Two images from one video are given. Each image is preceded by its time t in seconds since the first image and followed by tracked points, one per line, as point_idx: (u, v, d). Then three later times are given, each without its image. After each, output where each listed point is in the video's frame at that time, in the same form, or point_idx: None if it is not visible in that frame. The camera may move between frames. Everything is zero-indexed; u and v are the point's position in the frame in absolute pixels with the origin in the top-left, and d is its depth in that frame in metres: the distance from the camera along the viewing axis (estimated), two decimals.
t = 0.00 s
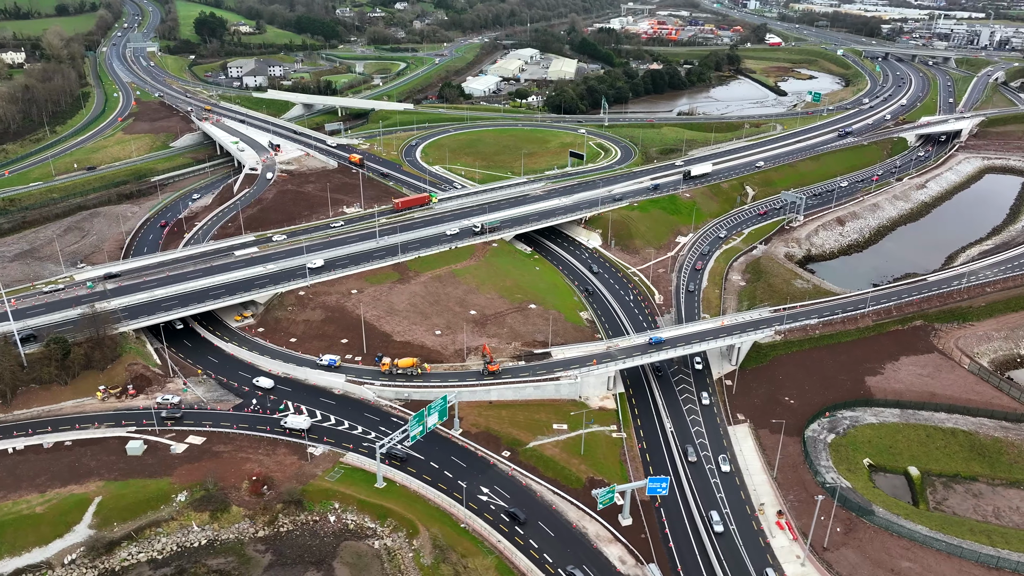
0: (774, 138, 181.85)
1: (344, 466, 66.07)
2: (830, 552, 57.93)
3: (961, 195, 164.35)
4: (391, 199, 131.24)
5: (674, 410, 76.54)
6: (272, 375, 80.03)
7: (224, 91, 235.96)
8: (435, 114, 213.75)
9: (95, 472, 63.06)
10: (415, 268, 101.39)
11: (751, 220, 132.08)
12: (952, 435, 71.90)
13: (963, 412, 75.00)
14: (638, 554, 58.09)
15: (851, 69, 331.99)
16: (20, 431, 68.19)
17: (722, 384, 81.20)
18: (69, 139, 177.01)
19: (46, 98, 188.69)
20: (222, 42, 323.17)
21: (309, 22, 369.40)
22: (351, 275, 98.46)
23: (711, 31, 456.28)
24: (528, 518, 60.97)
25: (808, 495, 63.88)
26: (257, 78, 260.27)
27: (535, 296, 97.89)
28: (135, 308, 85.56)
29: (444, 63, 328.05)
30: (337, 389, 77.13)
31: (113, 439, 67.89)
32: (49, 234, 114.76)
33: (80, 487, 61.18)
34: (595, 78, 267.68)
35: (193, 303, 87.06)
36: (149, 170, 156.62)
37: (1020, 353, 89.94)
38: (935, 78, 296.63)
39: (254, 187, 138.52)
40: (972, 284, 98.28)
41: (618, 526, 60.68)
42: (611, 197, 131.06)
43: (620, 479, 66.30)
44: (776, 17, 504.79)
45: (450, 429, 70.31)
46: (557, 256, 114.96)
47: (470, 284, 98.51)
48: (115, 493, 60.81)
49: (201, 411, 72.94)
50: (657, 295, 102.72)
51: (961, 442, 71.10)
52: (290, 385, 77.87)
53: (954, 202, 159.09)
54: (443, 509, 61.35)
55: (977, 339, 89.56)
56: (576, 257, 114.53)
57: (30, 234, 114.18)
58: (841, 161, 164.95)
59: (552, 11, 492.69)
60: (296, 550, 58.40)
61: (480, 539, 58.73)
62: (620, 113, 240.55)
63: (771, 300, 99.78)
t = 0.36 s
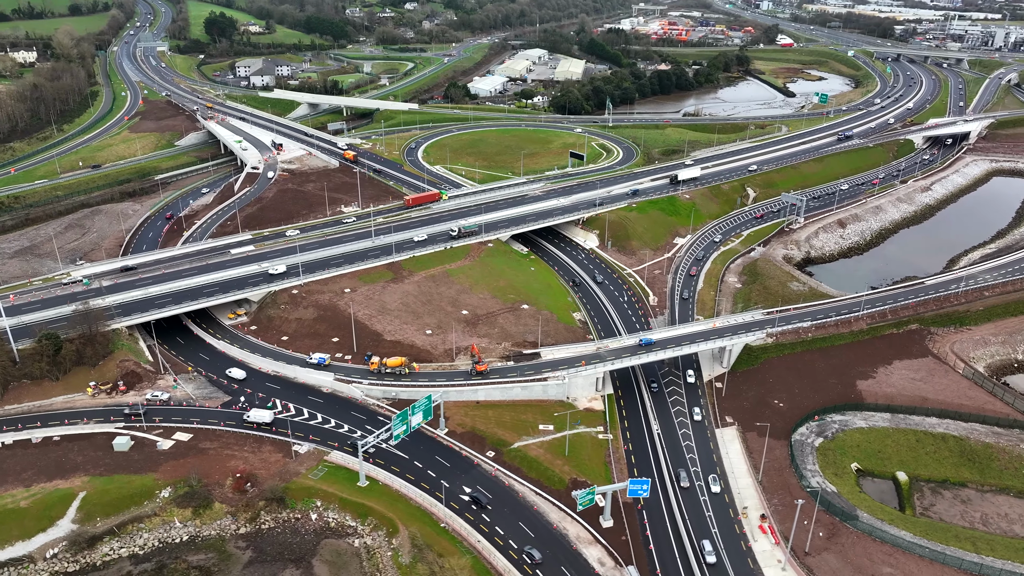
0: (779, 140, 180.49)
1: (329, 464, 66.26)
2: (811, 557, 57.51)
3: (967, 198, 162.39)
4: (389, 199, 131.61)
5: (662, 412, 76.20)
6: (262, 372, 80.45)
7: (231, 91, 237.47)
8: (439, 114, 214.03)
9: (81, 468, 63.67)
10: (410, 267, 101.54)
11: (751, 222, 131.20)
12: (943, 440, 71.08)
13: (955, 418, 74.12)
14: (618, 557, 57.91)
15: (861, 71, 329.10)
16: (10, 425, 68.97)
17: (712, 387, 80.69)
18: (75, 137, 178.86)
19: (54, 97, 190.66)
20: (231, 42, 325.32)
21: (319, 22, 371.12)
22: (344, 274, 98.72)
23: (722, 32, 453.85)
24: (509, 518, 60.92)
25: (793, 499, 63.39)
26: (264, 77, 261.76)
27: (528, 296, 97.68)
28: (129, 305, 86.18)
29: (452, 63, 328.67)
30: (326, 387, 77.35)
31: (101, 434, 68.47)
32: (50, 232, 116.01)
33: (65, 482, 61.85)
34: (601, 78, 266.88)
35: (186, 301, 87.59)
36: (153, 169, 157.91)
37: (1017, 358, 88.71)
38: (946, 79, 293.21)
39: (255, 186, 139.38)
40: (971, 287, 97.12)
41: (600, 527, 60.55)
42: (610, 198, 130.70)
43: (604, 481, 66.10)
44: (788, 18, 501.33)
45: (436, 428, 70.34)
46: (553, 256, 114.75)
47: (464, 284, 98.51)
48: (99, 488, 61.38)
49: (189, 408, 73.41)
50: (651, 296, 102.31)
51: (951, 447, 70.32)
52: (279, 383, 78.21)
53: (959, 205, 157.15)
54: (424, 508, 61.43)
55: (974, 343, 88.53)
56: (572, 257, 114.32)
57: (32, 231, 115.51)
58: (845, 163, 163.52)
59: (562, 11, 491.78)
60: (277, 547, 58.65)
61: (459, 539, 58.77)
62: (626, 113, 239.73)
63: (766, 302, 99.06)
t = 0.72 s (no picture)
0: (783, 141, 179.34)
1: (312, 462, 66.50)
2: (791, 561, 57.13)
3: (972, 201, 160.57)
4: (387, 199, 131.99)
5: (649, 414, 75.91)
6: (252, 370, 80.85)
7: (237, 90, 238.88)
8: (443, 114, 214.30)
9: (67, 463, 64.25)
10: (403, 266, 101.74)
11: (750, 223, 130.43)
12: (931, 445, 70.37)
13: (945, 422, 73.36)
14: (597, 558, 57.71)
15: (871, 72, 326.30)
16: None
17: (701, 388, 80.26)
18: (81, 135, 180.55)
19: (61, 95, 192.45)
20: (240, 41, 327.27)
21: (327, 22, 372.64)
22: (338, 273, 99.02)
23: (732, 32, 451.65)
24: (489, 518, 60.88)
25: (776, 503, 62.98)
26: (271, 77, 263.16)
27: (521, 296, 97.58)
28: (122, 302, 86.85)
29: (459, 63, 328.99)
30: (314, 386, 77.64)
31: (88, 430, 69.07)
32: (50, 228, 117.19)
33: (50, 477, 62.41)
34: (607, 79, 266.19)
35: (179, 298, 88.14)
36: (156, 167, 159.13)
37: (1013, 363, 87.64)
38: (957, 81, 289.99)
39: (255, 184, 140.26)
40: (968, 291, 96.04)
41: (579, 529, 60.40)
42: (608, 199, 130.31)
43: (587, 481, 65.94)
44: (800, 19, 497.86)
45: (421, 428, 70.44)
46: (549, 257, 114.60)
47: (456, 284, 98.52)
48: (83, 483, 61.88)
49: (177, 404, 73.93)
50: (645, 297, 101.98)
51: (940, 453, 69.58)
52: (267, 381, 78.59)
53: (964, 208, 155.40)
54: (405, 507, 61.50)
55: (969, 347, 87.55)
56: (568, 258, 114.15)
57: (33, 228, 116.75)
58: (848, 165, 162.22)
59: (572, 11, 490.78)
60: (257, 544, 58.87)
61: (437, 539, 58.80)
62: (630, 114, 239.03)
63: (760, 304, 98.50)
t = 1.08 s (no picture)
0: (787, 143, 178.10)
1: (296, 460, 66.74)
2: (771, 566, 56.70)
3: (978, 204, 158.73)
4: (386, 198, 132.32)
5: (637, 416, 75.53)
6: (242, 368, 81.27)
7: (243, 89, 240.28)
8: (447, 114, 214.55)
9: (53, 458, 64.91)
10: (397, 266, 101.94)
11: (749, 225, 129.62)
12: (920, 450, 69.61)
13: (936, 427, 72.54)
14: (575, 560, 57.56)
15: (881, 73, 323.73)
16: None
17: (690, 391, 79.82)
18: (87, 134, 182.26)
19: (69, 94, 194.30)
20: (249, 41, 329.22)
21: (336, 21, 374.04)
22: (331, 272, 99.31)
23: (743, 33, 449.09)
24: (469, 518, 60.84)
25: (759, 507, 62.51)
26: (277, 76, 264.52)
27: (513, 297, 97.48)
28: (116, 299, 87.45)
29: (466, 63, 329.28)
30: (302, 384, 77.94)
31: (77, 425, 69.73)
32: (51, 226, 118.40)
33: (37, 472, 63.07)
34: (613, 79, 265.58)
35: (173, 295, 88.62)
36: (160, 165, 160.35)
37: (1009, 368, 86.47)
38: (969, 82, 286.75)
39: (255, 183, 141.13)
40: (965, 295, 94.90)
41: (560, 530, 60.26)
42: (607, 199, 129.82)
43: (569, 483, 65.84)
44: (813, 20, 494.25)
45: (406, 427, 70.54)
46: (546, 257, 114.36)
47: (449, 284, 98.54)
48: (68, 478, 62.49)
49: (166, 401, 74.42)
50: (639, 299, 101.69)
51: (929, 458, 68.82)
52: (257, 379, 78.97)
53: (969, 211, 153.65)
54: (386, 507, 61.55)
55: (964, 352, 86.55)
56: (564, 259, 113.97)
57: (34, 225, 118.03)
58: (851, 167, 160.92)
59: (582, 11, 489.82)
60: (237, 541, 59.15)
61: (416, 538, 58.82)
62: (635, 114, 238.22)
63: (754, 306, 97.87)
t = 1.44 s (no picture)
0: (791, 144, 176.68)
1: (280, 457, 66.98)
2: (751, 570, 56.32)
3: (984, 207, 156.80)
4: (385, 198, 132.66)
5: (624, 418, 75.20)
6: (232, 365, 81.69)
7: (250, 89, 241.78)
8: (451, 114, 214.92)
9: (40, 453, 65.61)
10: (391, 265, 102.15)
11: (748, 226, 128.84)
12: (909, 455, 68.90)
13: (925, 432, 71.80)
14: (554, 561, 57.42)
15: (892, 75, 320.66)
16: None
17: (680, 393, 79.36)
18: (93, 132, 184.05)
19: (76, 92, 196.24)
20: (258, 41, 331.21)
21: (345, 21, 375.53)
22: (325, 271, 99.66)
23: (754, 34, 446.18)
24: (449, 518, 60.82)
25: (742, 511, 62.13)
26: (284, 76, 265.97)
27: (506, 297, 97.41)
28: (111, 296, 88.07)
29: (473, 64, 329.47)
30: (291, 381, 78.28)
31: (66, 421, 70.44)
32: (52, 223, 119.68)
33: (23, 467, 63.79)
34: (619, 80, 264.80)
35: (167, 293, 89.11)
36: (164, 164, 161.66)
37: (1005, 373, 85.34)
38: (980, 84, 283.28)
39: (256, 181, 141.96)
40: (962, 299, 93.80)
41: (540, 531, 60.17)
42: (605, 200, 129.35)
43: (552, 483, 65.73)
44: (825, 20, 490.20)
45: (391, 426, 70.68)
46: (542, 257, 114.25)
47: (442, 284, 98.59)
48: (54, 473, 63.14)
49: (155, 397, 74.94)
50: (633, 300, 101.41)
51: (917, 463, 68.12)
52: (246, 376, 79.36)
53: (974, 214, 151.87)
54: (367, 505, 61.70)
55: (959, 356, 85.57)
56: (559, 259, 113.85)
57: (35, 222, 119.34)
58: (854, 169, 159.47)
59: (592, 11, 488.89)
60: (218, 537, 59.46)
61: (395, 537, 58.88)
62: (640, 115, 237.45)
63: (748, 309, 97.31)
